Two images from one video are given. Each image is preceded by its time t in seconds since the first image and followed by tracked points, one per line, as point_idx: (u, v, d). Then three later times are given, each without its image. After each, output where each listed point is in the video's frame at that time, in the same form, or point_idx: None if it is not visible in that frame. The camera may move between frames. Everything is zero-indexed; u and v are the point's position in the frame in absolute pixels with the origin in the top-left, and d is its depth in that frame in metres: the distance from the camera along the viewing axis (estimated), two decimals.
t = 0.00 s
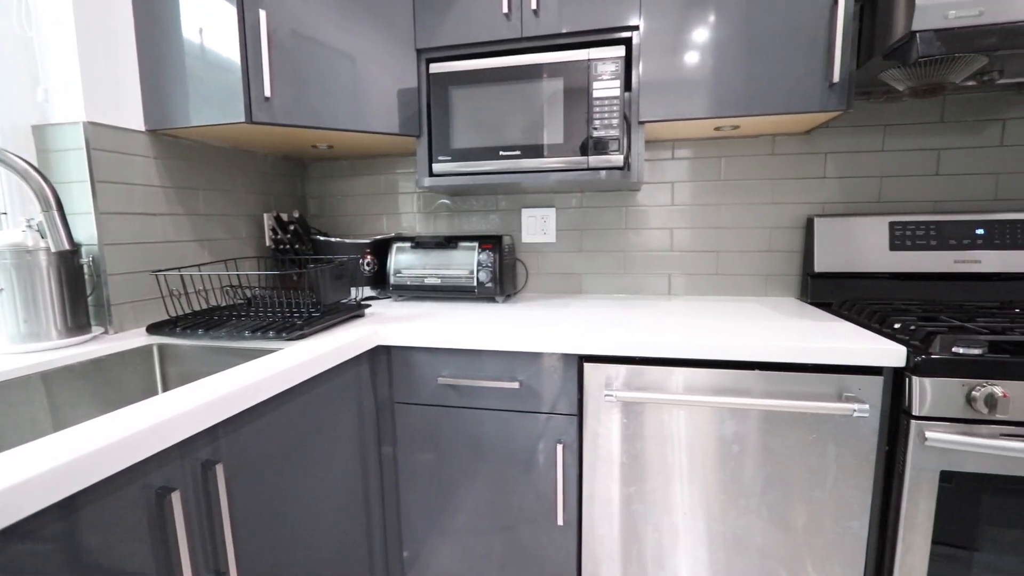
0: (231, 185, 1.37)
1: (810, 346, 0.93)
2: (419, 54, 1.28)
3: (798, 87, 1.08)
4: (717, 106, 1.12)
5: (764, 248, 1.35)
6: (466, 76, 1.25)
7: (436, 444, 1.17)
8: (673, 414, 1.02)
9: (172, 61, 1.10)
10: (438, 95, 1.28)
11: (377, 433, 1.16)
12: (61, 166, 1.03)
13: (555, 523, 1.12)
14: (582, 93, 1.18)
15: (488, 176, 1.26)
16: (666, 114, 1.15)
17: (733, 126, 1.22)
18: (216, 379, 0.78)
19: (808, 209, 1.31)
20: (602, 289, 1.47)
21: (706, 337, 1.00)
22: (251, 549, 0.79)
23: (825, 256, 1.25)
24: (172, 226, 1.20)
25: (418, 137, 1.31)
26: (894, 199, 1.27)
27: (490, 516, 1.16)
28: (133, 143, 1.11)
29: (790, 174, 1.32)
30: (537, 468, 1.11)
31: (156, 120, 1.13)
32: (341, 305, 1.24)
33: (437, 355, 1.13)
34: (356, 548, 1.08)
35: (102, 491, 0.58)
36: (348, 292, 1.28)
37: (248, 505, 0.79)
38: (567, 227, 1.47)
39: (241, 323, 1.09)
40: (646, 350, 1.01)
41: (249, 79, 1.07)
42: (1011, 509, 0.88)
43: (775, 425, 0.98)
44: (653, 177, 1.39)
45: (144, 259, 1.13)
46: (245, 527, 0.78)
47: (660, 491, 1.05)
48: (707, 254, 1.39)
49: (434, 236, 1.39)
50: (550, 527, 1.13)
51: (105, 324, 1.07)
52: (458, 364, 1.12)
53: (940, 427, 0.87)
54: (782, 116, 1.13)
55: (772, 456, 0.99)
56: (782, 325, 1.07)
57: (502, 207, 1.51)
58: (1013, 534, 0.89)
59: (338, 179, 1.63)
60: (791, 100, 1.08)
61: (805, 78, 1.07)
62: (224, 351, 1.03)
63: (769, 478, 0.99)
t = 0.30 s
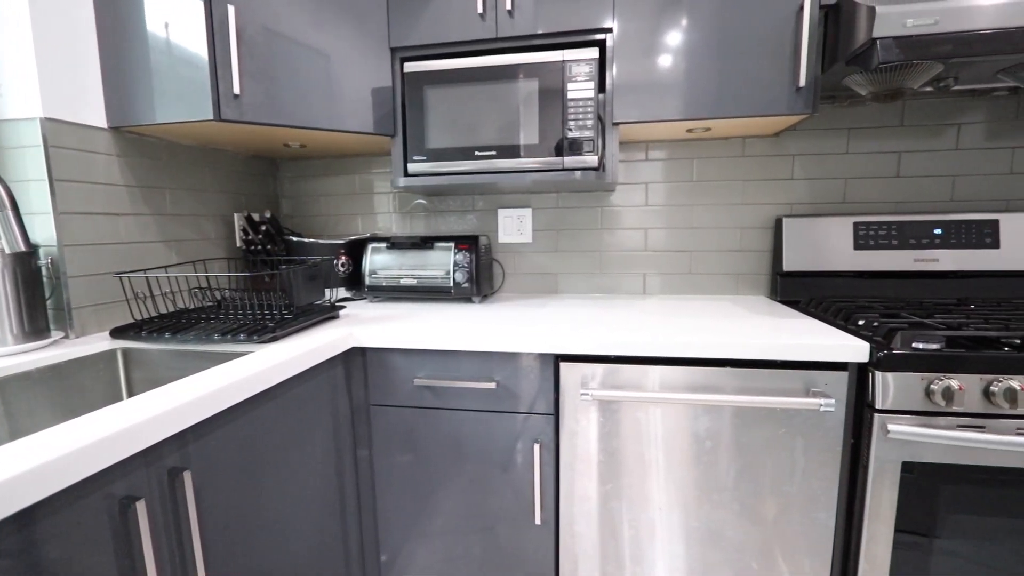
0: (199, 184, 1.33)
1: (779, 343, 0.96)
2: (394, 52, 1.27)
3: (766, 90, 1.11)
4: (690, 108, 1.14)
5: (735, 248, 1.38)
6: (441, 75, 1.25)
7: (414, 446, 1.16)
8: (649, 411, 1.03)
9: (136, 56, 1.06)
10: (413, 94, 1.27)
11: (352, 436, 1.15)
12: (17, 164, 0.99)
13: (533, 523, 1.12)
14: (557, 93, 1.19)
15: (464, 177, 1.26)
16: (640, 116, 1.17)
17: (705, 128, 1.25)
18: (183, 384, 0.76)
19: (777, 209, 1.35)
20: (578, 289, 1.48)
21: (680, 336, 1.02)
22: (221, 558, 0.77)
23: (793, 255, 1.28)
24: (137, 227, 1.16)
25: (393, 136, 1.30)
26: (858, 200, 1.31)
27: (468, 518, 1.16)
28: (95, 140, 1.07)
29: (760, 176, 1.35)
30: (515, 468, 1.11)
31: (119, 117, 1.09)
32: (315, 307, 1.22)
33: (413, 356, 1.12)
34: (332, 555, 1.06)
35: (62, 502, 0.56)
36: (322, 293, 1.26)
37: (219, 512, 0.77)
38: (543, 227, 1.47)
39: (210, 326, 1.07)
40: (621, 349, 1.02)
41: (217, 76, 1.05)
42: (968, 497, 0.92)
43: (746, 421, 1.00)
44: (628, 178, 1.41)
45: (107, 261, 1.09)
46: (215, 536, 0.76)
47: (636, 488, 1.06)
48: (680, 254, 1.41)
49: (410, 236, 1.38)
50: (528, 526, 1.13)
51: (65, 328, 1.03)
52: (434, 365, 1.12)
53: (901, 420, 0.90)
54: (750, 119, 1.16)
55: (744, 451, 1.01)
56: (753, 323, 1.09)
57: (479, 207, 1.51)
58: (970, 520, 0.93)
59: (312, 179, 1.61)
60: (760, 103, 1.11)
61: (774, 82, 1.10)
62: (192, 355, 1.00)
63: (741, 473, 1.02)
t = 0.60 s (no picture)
0: (167, 183, 1.29)
1: (750, 341, 0.98)
2: (368, 51, 1.26)
3: (737, 93, 1.13)
4: (663, 110, 1.16)
5: (708, 247, 1.41)
6: (416, 75, 1.24)
7: (391, 449, 1.15)
8: (625, 410, 1.04)
9: (99, 50, 1.03)
10: (388, 93, 1.26)
11: (327, 440, 1.13)
12: None
13: (511, 523, 1.12)
14: (532, 94, 1.19)
15: (441, 176, 1.25)
16: (615, 117, 1.18)
17: (678, 130, 1.27)
18: (149, 389, 0.74)
19: (749, 210, 1.38)
20: (556, 289, 1.49)
21: (655, 334, 1.03)
22: (191, 567, 0.75)
23: (764, 254, 1.31)
24: (101, 227, 1.12)
25: (368, 136, 1.28)
26: (826, 201, 1.35)
27: (447, 519, 1.15)
28: (55, 137, 1.03)
29: (733, 177, 1.38)
30: (493, 468, 1.11)
31: (81, 113, 1.05)
32: (288, 308, 1.20)
33: (390, 358, 1.11)
34: (307, 561, 1.05)
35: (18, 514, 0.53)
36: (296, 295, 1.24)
37: (189, 521, 0.75)
38: (521, 227, 1.48)
39: (178, 329, 1.04)
40: (598, 349, 1.03)
41: (184, 72, 1.02)
42: (929, 487, 0.96)
43: (720, 417, 1.02)
44: (604, 178, 1.42)
45: (69, 263, 1.05)
46: (184, 545, 0.74)
47: (614, 486, 1.07)
48: (656, 254, 1.43)
49: (386, 237, 1.36)
50: (506, 526, 1.13)
51: (23, 333, 0.99)
52: (411, 367, 1.11)
53: (866, 414, 0.93)
54: (721, 121, 1.18)
55: (717, 447, 1.03)
56: (724, 322, 1.12)
57: (456, 207, 1.50)
58: (931, 509, 0.97)
59: (285, 178, 1.58)
60: (731, 106, 1.14)
61: (745, 85, 1.13)
62: (159, 360, 0.97)
63: (715, 469, 1.03)
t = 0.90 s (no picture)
0: (135, 182, 1.26)
1: (724, 339, 1.00)
2: (344, 49, 1.24)
3: (710, 96, 1.15)
4: (639, 112, 1.17)
5: (684, 247, 1.43)
6: (393, 74, 1.23)
7: (369, 451, 1.13)
8: (604, 408, 1.05)
9: (61, 43, 0.99)
10: (364, 92, 1.24)
11: (303, 443, 1.11)
12: None
13: (491, 523, 1.12)
14: (509, 95, 1.19)
15: (418, 176, 1.25)
16: (592, 118, 1.19)
17: (654, 131, 1.28)
18: (116, 394, 0.71)
19: (723, 210, 1.41)
20: (534, 288, 1.49)
21: (632, 333, 1.04)
22: None
23: (738, 254, 1.33)
24: (65, 228, 1.08)
25: (344, 135, 1.27)
26: (797, 201, 1.39)
27: (427, 521, 1.15)
28: (13, 133, 0.98)
29: (707, 177, 1.40)
30: (473, 469, 1.11)
31: (42, 109, 1.01)
32: (262, 310, 1.17)
33: (367, 359, 1.10)
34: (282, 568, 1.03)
35: None
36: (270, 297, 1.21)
37: (158, 529, 0.73)
38: (499, 227, 1.48)
39: (147, 333, 1.01)
40: (576, 349, 1.04)
41: (152, 67, 0.99)
42: (895, 478, 0.99)
43: (695, 414, 1.03)
44: (582, 179, 1.43)
45: (30, 265, 1.01)
46: (153, 554, 0.72)
47: (593, 484, 1.08)
48: (633, 254, 1.45)
49: (363, 237, 1.35)
50: (486, 527, 1.13)
51: None
52: (389, 368, 1.10)
53: (835, 408, 0.96)
54: (695, 123, 1.20)
55: (693, 443, 1.04)
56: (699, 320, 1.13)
57: (434, 207, 1.50)
58: (897, 500, 1.00)
59: (259, 177, 1.55)
60: (705, 108, 1.16)
61: (718, 88, 1.15)
62: (127, 365, 0.94)
63: (691, 465, 1.05)
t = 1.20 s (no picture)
0: (97, 180, 1.21)
1: (696, 337, 1.01)
2: (316, 46, 1.22)
3: (682, 98, 1.17)
4: (614, 113, 1.19)
5: (659, 247, 1.45)
6: (366, 72, 1.21)
7: (344, 455, 1.12)
8: (581, 407, 1.06)
9: (15, 35, 0.94)
10: (337, 90, 1.22)
11: (275, 449, 1.09)
12: None
13: (468, 524, 1.12)
14: (484, 95, 1.19)
15: (393, 176, 1.23)
16: (567, 119, 1.20)
17: (628, 133, 1.30)
18: (76, 401, 0.69)
19: (696, 210, 1.43)
20: (511, 289, 1.49)
21: (607, 332, 1.05)
22: None
23: (710, 253, 1.36)
24: (23, 229, 1.03)
25: (316, 133, 1.25)
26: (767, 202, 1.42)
27: (404, 524, 1.14)
28: None
29: (680, 178, 1.42)
30: (450, 470, 1.10)
31: None
32: (232, 313, 1.14)
33: (341, 361, 1.09)
34: None
35: None
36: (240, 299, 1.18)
37: (122, 540, 0.70)
38: (475, 227, 1.47)
39: (110, 337, 0.97)
40: (552, 349, 1.04)
41: (114, 62, 0.95)
42: (860, 470, 1.02)
43: (669, 411, 1.05)
44: (558, 180, 1.44)
45: None
46: (116, 566, 0.69)
47: (569, 483, 1.09)
48: (609, 253, 1.46)
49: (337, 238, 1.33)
50: (464, 528, 1.12)
51: None
52: (364, 370, 1.08)
53: (803, 403, 0.98)
54: (668, 125, 1.22)
55: (667, 440, 1.06)
56: (673, 319, 1.15)
57: (410, 207, 1.48)
58: (861, 491, 1.03)
59: (229, 176, 1.51)
60: (677, 110, 1.17)
61: (690, 90, 1.17)
62: (88, 370, 0.91)
63: (665, 462, 1.07)
